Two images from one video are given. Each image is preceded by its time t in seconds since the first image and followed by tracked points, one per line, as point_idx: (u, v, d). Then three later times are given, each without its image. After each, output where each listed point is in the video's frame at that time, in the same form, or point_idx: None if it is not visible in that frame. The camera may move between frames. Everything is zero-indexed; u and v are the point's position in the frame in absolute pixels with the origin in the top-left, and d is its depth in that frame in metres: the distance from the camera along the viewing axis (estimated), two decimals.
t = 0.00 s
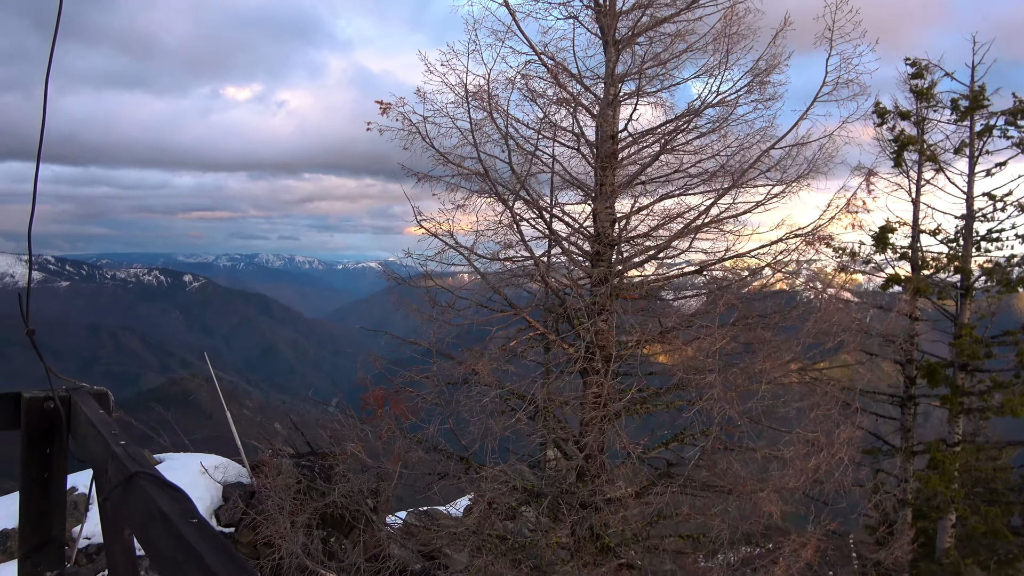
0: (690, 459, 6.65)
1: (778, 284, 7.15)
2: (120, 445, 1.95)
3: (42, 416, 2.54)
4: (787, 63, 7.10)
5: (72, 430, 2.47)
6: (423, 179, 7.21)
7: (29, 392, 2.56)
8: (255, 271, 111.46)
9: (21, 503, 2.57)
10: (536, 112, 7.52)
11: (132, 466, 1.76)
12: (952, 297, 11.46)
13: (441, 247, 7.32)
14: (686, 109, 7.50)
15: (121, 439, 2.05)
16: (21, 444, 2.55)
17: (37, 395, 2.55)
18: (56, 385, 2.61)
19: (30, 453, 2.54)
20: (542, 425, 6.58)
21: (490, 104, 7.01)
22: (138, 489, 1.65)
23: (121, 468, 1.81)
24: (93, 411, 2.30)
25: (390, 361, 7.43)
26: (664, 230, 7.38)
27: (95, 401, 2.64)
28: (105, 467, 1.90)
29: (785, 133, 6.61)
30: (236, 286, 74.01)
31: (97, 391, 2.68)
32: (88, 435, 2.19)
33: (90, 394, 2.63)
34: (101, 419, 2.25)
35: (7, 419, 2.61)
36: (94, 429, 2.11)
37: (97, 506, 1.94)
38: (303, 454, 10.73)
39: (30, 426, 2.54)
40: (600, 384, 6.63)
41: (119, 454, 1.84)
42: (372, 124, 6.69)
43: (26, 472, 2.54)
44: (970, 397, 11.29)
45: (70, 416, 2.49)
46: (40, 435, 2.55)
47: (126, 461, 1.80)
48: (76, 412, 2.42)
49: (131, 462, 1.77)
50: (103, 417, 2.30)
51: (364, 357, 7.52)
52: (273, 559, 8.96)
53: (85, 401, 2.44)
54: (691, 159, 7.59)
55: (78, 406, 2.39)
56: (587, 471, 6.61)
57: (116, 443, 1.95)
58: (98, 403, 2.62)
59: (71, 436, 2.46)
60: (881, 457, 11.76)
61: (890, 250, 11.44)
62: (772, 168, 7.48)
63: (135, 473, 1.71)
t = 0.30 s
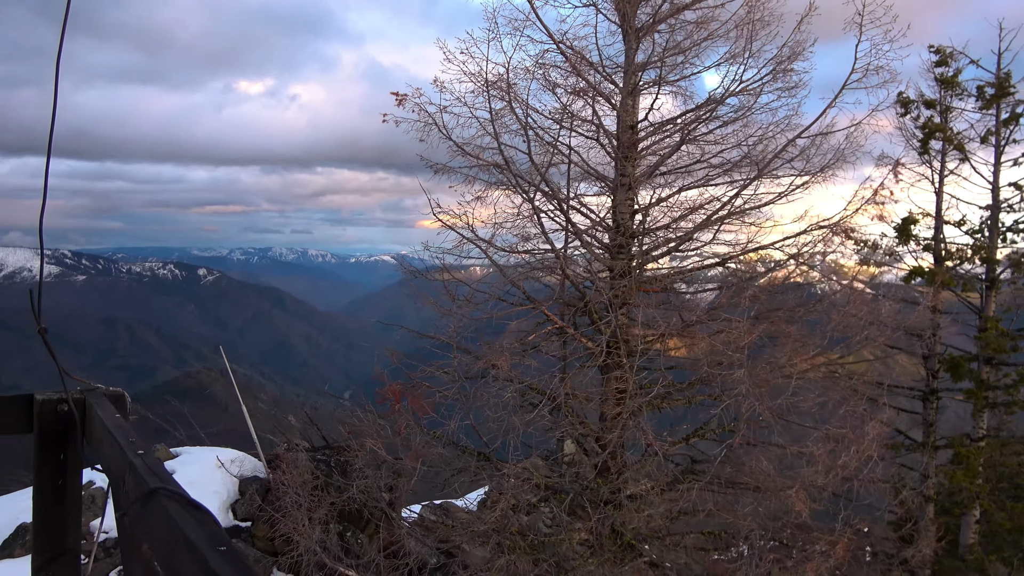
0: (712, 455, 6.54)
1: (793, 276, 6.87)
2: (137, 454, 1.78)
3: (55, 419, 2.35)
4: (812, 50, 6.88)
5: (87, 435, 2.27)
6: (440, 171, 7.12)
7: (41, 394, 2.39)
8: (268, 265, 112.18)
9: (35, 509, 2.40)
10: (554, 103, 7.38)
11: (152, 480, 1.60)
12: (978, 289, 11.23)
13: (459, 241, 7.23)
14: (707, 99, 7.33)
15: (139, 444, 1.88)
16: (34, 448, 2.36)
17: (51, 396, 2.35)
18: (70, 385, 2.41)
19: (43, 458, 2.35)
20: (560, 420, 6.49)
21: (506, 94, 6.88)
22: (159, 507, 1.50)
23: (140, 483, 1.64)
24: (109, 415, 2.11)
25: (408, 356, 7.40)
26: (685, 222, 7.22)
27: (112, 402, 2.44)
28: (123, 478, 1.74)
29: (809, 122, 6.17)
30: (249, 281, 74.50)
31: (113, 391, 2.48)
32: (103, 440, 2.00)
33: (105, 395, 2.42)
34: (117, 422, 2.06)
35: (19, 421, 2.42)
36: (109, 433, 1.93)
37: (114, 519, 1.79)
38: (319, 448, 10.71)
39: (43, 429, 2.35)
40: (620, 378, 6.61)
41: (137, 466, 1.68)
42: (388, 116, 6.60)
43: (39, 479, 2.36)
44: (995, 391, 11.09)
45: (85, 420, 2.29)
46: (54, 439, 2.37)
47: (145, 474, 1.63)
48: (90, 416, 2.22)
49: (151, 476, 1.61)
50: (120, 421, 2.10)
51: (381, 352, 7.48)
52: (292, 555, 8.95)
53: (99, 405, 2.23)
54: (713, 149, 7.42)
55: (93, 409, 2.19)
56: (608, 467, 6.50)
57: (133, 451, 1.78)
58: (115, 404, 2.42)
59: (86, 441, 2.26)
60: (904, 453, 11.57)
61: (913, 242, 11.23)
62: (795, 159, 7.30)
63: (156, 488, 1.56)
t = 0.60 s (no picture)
0: (738, 461, 6.43)
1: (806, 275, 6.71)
2: (161, 476, 1.63)
3: (73, 434, 2.23)
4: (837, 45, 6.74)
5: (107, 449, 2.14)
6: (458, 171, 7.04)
7: (58, 406, 2.26)
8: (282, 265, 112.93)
9: (50, 530, 2.23)
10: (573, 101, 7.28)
11: (176, 509, 1.45)
12: (1003, 289, 11.00)
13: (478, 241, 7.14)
14: (728, 96, 7.21)
15: (160, 462, 1.73)
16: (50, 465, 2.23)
17: (68, 410, 2.24)
18: (88, 398, 2.30)
19: (60, 474, 2.21)
20: (580, 424, 6.42)
21: (525, 92, 6.80)
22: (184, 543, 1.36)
23: (164, 510, 1.50)
24: (129, 430, 1.97)
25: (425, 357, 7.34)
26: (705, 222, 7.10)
27: (131, 414, 2.32)
28: (145, 503, 1.60)
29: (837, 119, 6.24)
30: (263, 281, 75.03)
31: (132, 404, 2.38)
32: (123, 458, 1.86)
33: (125, 407, 2.31)
34: (136, 438, 1.91)
35: (33, 437, 2.28)
36: (129, 450, 1.78)
37: (137, 544, 1.66)
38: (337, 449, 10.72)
39: (60, 443, 2.22)
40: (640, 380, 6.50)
41: (160, 491, 1.54)
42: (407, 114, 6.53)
43: (56, 496, 2.21)
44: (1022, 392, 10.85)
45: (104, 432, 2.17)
46: (70, 454, 2.24)
47: (168, 500, 1.50)
48: (109, 429, 2.09)
49: (174, 503, 1.48)
50: (140, 436, 1.98)
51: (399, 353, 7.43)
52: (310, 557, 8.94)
53: (119, 417, 2.11)
54: (734, 147, 7.29)
55: (112, 423, 2.06)
56: (630, 471, 6.41)
57: (155, 472, 1.63)
58: (134, 417, 2.31)
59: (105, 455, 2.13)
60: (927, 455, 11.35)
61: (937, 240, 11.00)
62: (818, 157, 7.17)
63: (180, 519, 1.41)
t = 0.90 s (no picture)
0: (762, 467, 6.33)
1: (822, 276, 6.58)
2: (189, 495, 1.41)
3: (97, 448, 2.04)
4: (858, 45, 6.65)
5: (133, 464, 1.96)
6: (477, 174, 7.01)
7: (81, 418, 2.08)
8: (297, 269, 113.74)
9: (73, 552, 2.03)
10: (590, 103, 7.23)
11: (210, 533, 1.24)
12: None
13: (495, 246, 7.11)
14: (748, 97, 7.13)
15: (190, 479, 1.51)
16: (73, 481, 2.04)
17: (92, 422, 2.06)
18: (113, 409, 2.12)
19: (83, 491, 2.02)
20: (598, 430, 6.36)
21: (541, 96, 6.79)
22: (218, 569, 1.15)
23: (195, 535, 1.28)
24: (155, 443, 1.79)
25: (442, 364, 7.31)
26: (725, 224, 7.02)
27: (156, 427, 2.15)
28: (173, 525, 1.39)
29: (860, 121, 6.16)
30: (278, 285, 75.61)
31: (157, 415, 2.21)
32: (151, 473, 1.67)
33: (150, 419, 2.14)
34: (163, 452, 1.73)
35: (57, 450, 2.15)
36: (155, 465, 1.60)
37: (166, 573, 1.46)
38: (354, 454, 10.75)
39: (84, 458, 2.03)
40: (659, 385, 6.54)
41: (189, 510, 1.33)
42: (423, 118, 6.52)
43: (80, 514, 2.01)
44: None
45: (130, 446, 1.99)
46: (95, 469, 2.05)
47: (199, 521, 1.29)
48: (135, 442, 1.90)
49: (205, 524, 1.27)
50: (168, 450, 1.78)
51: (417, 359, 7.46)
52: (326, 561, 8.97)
53: (146, 430, 1.91)
54: (753, 149, 7.21)
55: (138, 436, 1.87)
56: (648, 477, 6.41)
57: (184, 491, 1.42)
58: (160, 429, 2.14)
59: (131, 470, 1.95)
60: (951, 460, 11.18)
61: (960, 242, 10.83)
62: (839, 158, 7.08)
63: (213, 543, 1.20)
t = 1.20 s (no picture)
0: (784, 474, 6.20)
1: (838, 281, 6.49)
2: (223, 509, 1.37)
3: (125, 457, 2.03)
4: (878, 47, 6.56)
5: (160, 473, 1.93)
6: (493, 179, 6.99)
7: (108, 427, 2.06)
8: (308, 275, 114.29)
9: (100, 564, 1.99)
10: (606, 107, 7.19)
11: (248, 548, 1.19)
12: None
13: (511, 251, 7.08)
14: (766, 100, 7.07)
15: (222, 493, 1.48)
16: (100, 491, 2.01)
17: (119, 431, 2.05)
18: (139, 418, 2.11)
19: (110, 501, 1.99)
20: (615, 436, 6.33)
21: (557, 100, 6.76)
22: None
23: (230, 551, 1.24)
24: (183, 452, 1.76)
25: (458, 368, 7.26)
26: (744, 228, 6.94)
27: (183, 436, 2.14)
28: (207, 539, 1.35)
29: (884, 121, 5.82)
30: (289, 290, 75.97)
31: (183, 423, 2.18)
32: (180, 486, 1.62)
33: (177, 427, 2.12)
34: (193, 462, 1.69)
35: (84, 460, 2.15)
36: (186, 476, 1.56)
37: None
38: (369, 459, 10.74)
39: (111, 467, 2.02)
40: (677, 391, 6.49)
41: (224, 526, 1.28)
42: (439, 123, 6.49)
43: (106, 524, 1.98)
44: None
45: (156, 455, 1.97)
46: (122, 478, 2.03)
47: (235, 537, 1.24)
48: (163, 451, 1.88)
49: (242, 540, 1.22)
50: (196, 460, 1.74)
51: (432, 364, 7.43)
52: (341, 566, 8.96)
53: (175, 439, 1.91)
54: (771, 151, 7.13)
55: (166, 445, 1.84)
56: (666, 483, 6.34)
57: (218, 505, 1.38)
58: (187, 438, 2.12)
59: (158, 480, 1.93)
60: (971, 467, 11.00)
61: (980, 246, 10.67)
62: (857, 161, 7.00)
63: (252, 560, 1.15)
